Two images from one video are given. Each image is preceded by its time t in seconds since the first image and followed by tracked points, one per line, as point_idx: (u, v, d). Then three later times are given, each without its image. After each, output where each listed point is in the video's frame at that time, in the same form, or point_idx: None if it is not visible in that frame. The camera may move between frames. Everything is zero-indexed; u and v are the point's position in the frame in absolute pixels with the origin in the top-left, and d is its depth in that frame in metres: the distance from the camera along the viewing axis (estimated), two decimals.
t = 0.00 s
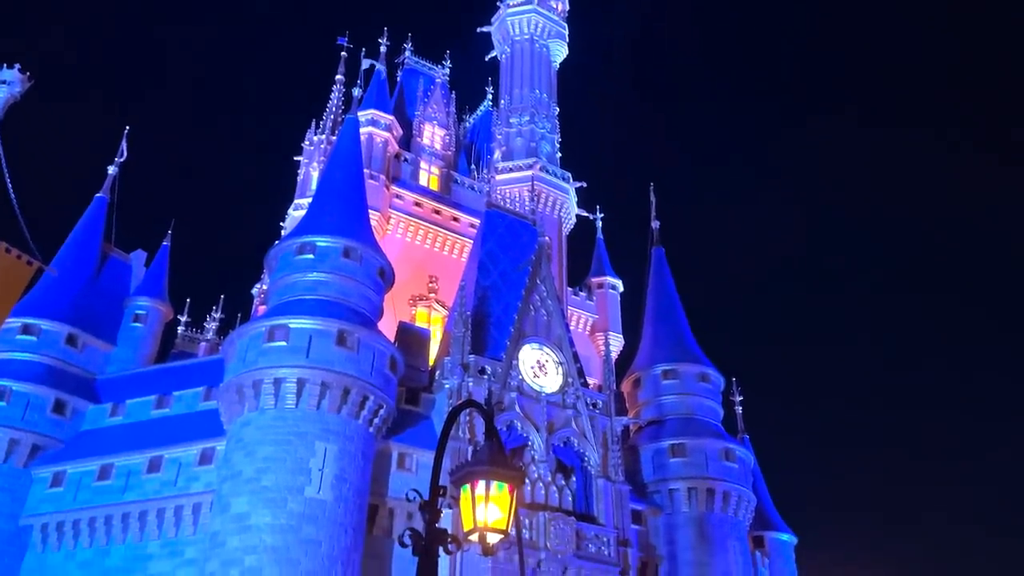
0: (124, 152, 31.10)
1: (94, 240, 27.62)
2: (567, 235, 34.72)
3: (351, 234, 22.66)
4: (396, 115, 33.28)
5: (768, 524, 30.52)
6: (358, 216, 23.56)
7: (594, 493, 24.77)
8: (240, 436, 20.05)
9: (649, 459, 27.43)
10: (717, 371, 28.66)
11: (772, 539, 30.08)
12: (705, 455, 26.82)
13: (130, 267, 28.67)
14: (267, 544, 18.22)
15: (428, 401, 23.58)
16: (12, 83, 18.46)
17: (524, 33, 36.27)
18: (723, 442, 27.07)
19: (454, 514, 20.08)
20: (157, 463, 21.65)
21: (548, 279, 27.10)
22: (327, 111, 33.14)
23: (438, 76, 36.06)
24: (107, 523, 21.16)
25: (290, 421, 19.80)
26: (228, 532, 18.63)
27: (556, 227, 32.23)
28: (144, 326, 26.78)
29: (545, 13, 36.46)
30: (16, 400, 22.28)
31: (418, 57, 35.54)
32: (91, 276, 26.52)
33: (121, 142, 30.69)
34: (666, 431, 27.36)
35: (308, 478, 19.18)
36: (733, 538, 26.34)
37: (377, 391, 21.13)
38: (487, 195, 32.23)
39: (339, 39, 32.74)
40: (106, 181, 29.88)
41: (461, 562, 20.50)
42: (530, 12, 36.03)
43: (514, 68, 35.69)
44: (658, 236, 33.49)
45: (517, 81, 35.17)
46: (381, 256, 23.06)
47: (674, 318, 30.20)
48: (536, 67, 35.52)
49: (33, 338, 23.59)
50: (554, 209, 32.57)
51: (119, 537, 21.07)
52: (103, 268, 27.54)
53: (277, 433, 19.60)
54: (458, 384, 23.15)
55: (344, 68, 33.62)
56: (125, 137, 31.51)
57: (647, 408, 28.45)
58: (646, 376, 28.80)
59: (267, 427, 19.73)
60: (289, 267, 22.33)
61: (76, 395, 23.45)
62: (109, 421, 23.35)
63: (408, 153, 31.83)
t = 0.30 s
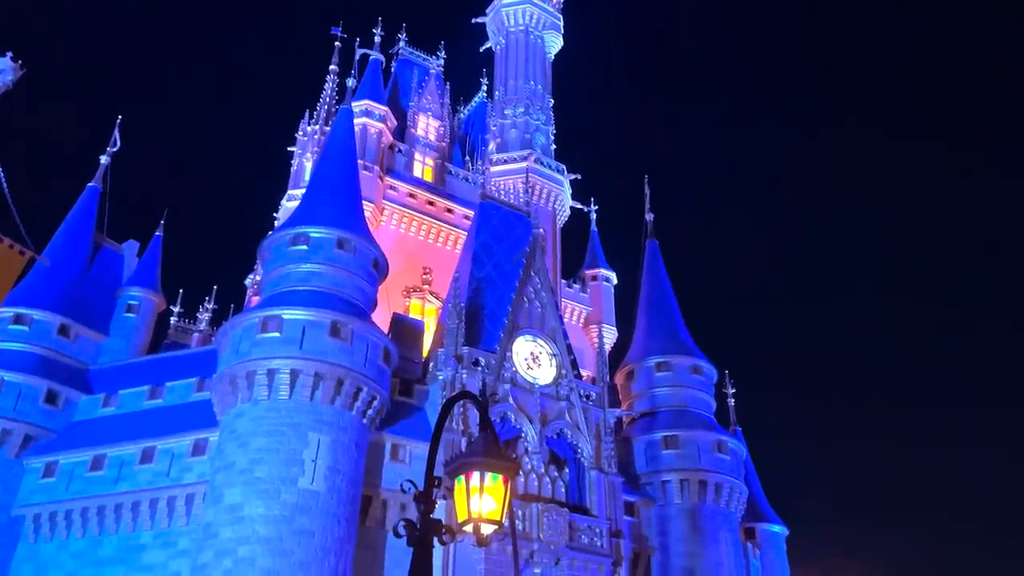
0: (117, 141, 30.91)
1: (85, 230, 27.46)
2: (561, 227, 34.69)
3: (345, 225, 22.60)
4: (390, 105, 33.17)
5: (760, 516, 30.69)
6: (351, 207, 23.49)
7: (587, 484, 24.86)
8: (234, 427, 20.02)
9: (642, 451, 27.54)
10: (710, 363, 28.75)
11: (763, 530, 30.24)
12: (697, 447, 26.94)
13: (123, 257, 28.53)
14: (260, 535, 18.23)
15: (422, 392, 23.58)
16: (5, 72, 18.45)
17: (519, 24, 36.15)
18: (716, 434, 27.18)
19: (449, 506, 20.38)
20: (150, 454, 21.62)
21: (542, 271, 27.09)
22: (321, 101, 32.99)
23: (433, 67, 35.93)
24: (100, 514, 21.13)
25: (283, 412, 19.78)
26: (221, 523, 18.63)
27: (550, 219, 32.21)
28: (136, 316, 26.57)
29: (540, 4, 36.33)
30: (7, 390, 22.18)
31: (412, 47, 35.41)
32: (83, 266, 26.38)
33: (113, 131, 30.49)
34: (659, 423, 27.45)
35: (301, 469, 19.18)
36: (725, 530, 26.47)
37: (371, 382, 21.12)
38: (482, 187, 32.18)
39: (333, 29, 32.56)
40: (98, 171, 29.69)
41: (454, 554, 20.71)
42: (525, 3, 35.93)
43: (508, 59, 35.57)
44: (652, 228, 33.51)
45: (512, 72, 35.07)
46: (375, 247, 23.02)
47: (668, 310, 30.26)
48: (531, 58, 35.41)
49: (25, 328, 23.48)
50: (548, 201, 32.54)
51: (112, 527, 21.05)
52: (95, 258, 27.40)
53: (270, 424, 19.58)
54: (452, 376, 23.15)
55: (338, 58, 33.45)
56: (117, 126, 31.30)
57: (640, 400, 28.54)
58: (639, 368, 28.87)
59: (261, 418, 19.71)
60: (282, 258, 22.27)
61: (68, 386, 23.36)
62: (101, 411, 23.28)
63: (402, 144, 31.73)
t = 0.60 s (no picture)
0: (109, 131, 30.70)
1: (78, 220, 27.31)
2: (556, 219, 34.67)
3: (339, 216, 22.54)
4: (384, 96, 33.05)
5: (752, 507, 30.84)
6: (346, 198, 23.42)
7: (581, 476, 24.94)
8: (227, 418, 19.99)
9: (635, 443, 27.64)
10: (704, 356, 28.83)
11: (755, 522, 30.44)
12: (691, 439, 27.04)
13: (116, 248, 28.40)
14: (254, 526, 18.23)
15: (416, 384, 23.58)
16: None
17: (514, 15, 36.04)
18: (709, 427, 27.29)
19: (443, 496, 20.32)
20: (143, 445, 21.59)
21: (536, 263, 27.07)
22: (315, 92, 32.83)
23: (428, 58, 35.80)
24: (93, 505, 21.10)
25: (277, 404, 19.76)
26: (215, 514, 18.62)
27: (545, 211, 32.19)
28: (129, 307, 26.48)
29: None
30: None
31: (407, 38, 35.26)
32: (75, 256, 26.24)
33: (106, 121, 30.30)
34: (653, 415, 27.53)
35: (295, 461, 19.18)
36: (718, 521, 26.58)
37: (365, 374, 21.11)
38: (476, 179, 32.12)
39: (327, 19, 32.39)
40: (90, 161, 29.50)
41: (448, 545, 20.58)
42: None
43: (503, 50, 35.46)
44: (646, 221, 33.52)
45: (507, 64, 34.96)
46: (370, 239, 22.97)
47: (662, 302, 30.31)
48: (526, 50, 35.31)
49: (17, 319, 23.38)
50: (543, 193, 32.50)
51: (105, 518, 21.02)
52: (88, 249, 27.26)
53: (264, 416, 19.56)
54: (446, 368, 23.06)
55: (332, 49, 33.28)
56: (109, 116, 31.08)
57: (634, 392, 28.60)
58: (633, 361, 28.92)
59: (255, 409, 19.69)
60: (276, 249, 22.20)
61: (61, 376, 23.27)
62: (94, 402, 23.21)
63: (396, 136, 31.63)
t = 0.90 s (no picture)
0: (102, 122, 30.52)
1: (71, 212, 27.17)
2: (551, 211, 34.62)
3: (334, 208, 22.47)
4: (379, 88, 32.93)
5: (746, 499, 30.97)
6: (340, 190, 23.35)
7: (575, 468, 25.00)
8: (222, 410, 19.97)
9: (630, 435, 27.71)
10: (699, 348, 28.89)
11: (749, 514, 30.56)
12: (685, 432, 27.12)
13: (109, 239, 28.26)
14: (248, 518, 18.24)
15: (411, 376, 23.57)
16: None
17: (510, 6, 35.91)
18: (703, 419, 27.39)
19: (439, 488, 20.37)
20: (137, 436, 21.55)
21: (531, 256, 27.06)
22: (309, 83, 32.70)
23: (423, 50, 35.67)
24: (87, 496, 21.07)
25: (272, 395, 19.74)
26: (210, 505, 18.62)
27: (540, 203, 32.15)
28: (123, 299, 26.34)
29: None
30: None
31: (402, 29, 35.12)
32: (69, 247, 26.12)
33: (99, 112, 30.11)
34: (647, 408, 27.61)
35: (290, 452, 19.18)
36: (711, 513, 26.68)
37: (360, 365, 21.10)
38: (471, 171, 32.05)
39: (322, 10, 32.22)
40: (83, 152, 29.34)
41: (442, 537, 20.62)
42: None
43: (499, 42, 35.34)
44: (641, 214, 33.50)
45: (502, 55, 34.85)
46: (365, 231, 22.91)
47: (657, 295, 30.33)
48: (522, 41, 35.19)
49: (11, 310, 23.28)
50: (538, 185, 32.46)
51: (99, 510, 20.99)
52: (81, 240, 27.12)
53: (259, 407, 19.54)
54: (441, 360, 23.14)
55: (327, 40, 33.12)
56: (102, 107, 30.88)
57: (629, 385, 28.67)
58: (628, 353, 28.98)
59: (249, 401, 19.67)
60: (271, 240, 22.14)
61: (54, 368, 23.18)
62: (88, 394, 23.15)
63: (391, 127, 31.52)
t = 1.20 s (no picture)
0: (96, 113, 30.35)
1: (65, 203, 27.04)
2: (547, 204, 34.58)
3: (330, 201, 22.42)
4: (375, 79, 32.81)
5: (740, 491, 31.09)
6: (336, 181, 23.29)
7: (571, 460, 25.06)
8: (217, 402, 19.95)
9: (625, 428, 27.78)
10: (694, 341, 28.95)
11: (744, 506, 30.68)
12: (680, 424, 27.21)
13: (104, 231, 28.16)
14: (244, 510, 18.26)
15: (407, 368, 23.56)
16: None
17: None
18: (698, 411, 27.49)
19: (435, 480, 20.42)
20: (133, 429, 21.53)
21: (527, 248, 27.04)
22: (305, 75, 32.56)
23: (419, 41, 35.53)
24: (83, 488, 21.05)
25: (268, 388, 19.73)
26: (205, 497, 18.62)
27: (536, 196, 32.13)
28: (118, 291, 26.44)
29: None
30: None
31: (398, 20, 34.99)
32: (63, 239, 26.02)
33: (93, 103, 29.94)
34: (643, 400, 27.67)
35: (286, 445, 19.19)
36: (706, 505, 26.79)
37: (356, 358, 21.09)
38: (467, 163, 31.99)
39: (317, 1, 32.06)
40: (77, 144, 29.18)
41: (439, 527, 20.65)
42: None
43: (495, 34, 35.21)
44: (637, 206, 33.49)
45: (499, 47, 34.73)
46: (360, 223, 22.87)
47: (653, 288, 30.35)
48: (518, 33, 35.06)
49: (5, 302, 23.20)
50: (534, 177, 32.43)
51: (95, 502, 20.99)
52: (76, 232, 27.02)
53: (254, 400, 19.53)
54: (437, 353, 23.16)
55: (322, 31, 32.96)
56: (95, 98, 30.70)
57: (625, 377, 28.71)
58: (623, 346, 29.02)
59: (245, 393, 19.66)
60: (266, 233, 22.08)
61: (49, 360, 23.13)
62: (83, 386, 23.11)
63: (387, 119, 31.42)
